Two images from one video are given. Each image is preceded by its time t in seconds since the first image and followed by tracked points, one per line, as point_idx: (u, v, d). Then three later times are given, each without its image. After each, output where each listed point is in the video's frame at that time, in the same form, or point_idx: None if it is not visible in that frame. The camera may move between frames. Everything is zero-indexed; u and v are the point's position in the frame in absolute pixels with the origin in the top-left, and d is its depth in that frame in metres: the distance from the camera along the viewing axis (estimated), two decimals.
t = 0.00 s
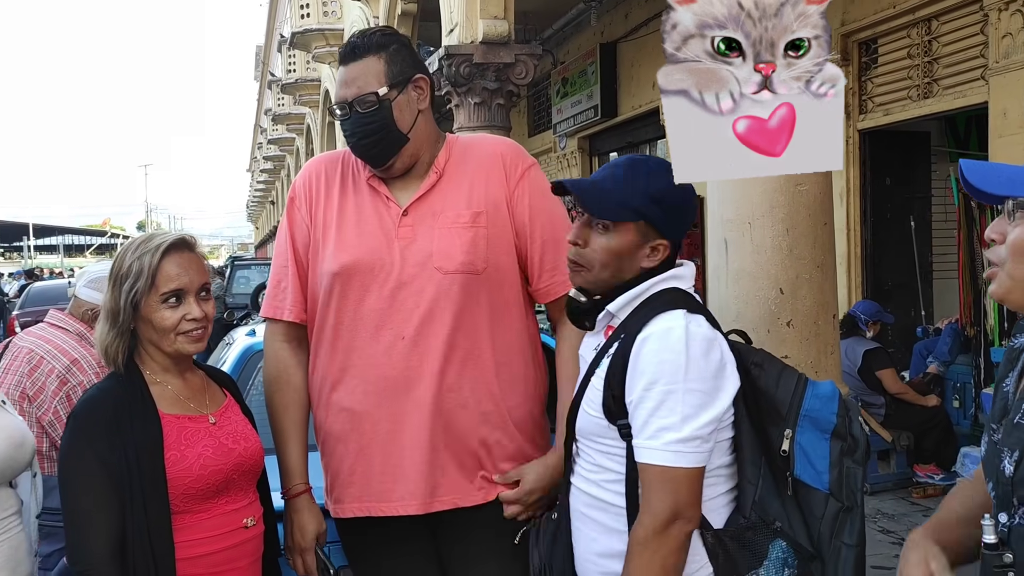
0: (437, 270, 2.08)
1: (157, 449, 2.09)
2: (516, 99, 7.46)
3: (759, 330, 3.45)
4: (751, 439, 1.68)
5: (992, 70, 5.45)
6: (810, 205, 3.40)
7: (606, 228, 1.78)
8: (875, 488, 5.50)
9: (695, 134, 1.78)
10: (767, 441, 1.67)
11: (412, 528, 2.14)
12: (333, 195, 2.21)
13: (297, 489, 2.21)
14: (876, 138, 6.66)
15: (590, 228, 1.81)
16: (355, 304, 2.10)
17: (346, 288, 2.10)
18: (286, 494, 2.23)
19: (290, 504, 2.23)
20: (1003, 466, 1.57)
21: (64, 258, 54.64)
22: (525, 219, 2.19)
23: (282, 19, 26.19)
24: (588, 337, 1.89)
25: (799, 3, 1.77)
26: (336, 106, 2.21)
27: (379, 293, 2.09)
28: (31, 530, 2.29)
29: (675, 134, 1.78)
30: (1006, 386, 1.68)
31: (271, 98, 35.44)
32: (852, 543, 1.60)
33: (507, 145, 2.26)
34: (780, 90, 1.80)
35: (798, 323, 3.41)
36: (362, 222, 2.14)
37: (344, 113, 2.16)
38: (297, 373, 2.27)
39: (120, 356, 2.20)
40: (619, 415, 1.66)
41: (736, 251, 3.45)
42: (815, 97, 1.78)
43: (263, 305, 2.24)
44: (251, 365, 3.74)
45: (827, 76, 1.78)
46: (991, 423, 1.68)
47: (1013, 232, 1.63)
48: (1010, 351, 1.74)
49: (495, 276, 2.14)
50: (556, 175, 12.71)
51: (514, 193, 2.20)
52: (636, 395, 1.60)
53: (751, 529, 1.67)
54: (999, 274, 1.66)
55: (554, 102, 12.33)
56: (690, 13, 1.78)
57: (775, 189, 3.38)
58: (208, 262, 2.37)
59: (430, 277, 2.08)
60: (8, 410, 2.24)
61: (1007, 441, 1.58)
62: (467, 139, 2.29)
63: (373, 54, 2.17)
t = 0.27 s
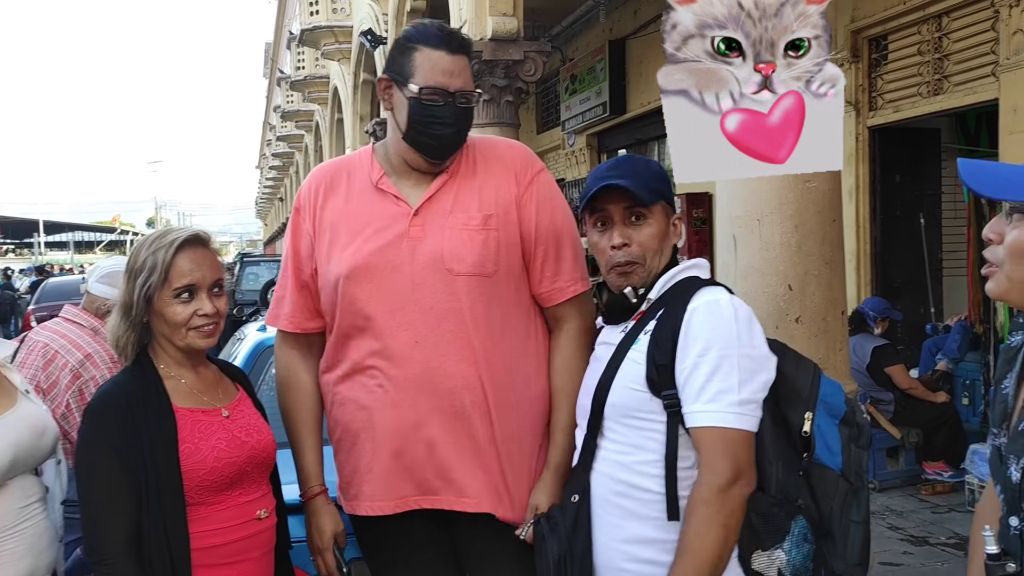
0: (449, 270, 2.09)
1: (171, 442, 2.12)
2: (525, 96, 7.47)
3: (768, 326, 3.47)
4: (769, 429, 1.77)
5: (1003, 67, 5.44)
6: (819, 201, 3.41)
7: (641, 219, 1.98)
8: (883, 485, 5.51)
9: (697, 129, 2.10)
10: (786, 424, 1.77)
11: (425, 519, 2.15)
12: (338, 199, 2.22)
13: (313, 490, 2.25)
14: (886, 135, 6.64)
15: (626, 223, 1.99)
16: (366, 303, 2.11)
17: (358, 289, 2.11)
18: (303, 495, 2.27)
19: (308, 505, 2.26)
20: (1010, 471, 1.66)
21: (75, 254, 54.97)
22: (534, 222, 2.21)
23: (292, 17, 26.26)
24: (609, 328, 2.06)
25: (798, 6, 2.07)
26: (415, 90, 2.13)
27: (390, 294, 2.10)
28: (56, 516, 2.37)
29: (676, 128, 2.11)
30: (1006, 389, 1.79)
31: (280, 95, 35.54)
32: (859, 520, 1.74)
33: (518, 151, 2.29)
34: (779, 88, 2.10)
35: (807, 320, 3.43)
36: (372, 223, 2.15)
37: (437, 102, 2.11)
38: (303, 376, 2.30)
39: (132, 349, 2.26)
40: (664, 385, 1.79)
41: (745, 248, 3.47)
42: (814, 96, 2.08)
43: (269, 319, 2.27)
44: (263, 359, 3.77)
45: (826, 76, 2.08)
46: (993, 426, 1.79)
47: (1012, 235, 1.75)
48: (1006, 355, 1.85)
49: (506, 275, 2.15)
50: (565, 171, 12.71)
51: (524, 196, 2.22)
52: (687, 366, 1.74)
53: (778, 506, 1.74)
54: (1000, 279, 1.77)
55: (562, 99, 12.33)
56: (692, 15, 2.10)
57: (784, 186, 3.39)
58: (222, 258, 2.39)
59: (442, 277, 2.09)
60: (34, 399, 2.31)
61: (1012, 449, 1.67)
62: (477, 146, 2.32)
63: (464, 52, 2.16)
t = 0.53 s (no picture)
0: (464, 267, 2.12)
1: (183, 434, 2.15)
2: (532, 92, 7.49)
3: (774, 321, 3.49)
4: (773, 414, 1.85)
5: (1010, 63, 5.43)
6: (825, 197, 3.43)
7: (635, 222, 2.06)
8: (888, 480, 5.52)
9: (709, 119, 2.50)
10: (790, 408, 1.84)
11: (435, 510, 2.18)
12: (350, 195, 2.24)
13: (315, 485, 2.29)
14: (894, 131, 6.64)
15: (624, 228, 2.05)
16: (381, 298, 2.14)
17: (372, 285, 2.14)
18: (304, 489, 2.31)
19: (309, 499, 2.30)
20: None
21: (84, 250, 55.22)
22: (545, 221, 2.25)
23: (299, 14, 26.31)
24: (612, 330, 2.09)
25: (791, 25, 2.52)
26: (445, 90, 2.16)
27: (405, 289, 2.13)
28: (78, 501, 2.42)
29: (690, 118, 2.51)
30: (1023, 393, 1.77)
31: (287, 91, 35.60)
32: (861, 496, 1.80)
33: (530, 151, 2.33)
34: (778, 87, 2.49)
35: (813, 315, 3.45)
36: (385, 219, 2.17)
37: (467, 104, 2.15)
38: (314, 371, 2.32)
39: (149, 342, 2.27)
40: (687, 366, 1.83)
41: (751, 244, 3.48)
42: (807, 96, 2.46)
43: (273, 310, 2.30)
44: (273, 353, 3.81)
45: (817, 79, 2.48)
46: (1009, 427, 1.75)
47: None
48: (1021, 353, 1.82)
49: (517, 271, 2.18)
50: (572, 168, 12.72)
51: (536, 195, 2.26)
52: (708, 349, 1.80)
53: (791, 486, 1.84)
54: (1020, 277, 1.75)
55: (569, 96, 12.33)
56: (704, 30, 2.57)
57: (790, 182, 3.41)
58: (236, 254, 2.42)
59: (457, 273, 2.12)
60: (59, 387, 2.33)
61: None
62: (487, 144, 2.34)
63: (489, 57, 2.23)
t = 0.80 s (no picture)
0: (464, 266, 2.16)
1: (189, 428, 2.19)
2: (532, 91, 7.52)
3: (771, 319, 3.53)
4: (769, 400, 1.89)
5: (1008, 63, 5.47)
6: (822, 196, 3.47)
7: (621, 224, 2.09)
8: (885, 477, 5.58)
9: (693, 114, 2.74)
10: (784, 394, 1.88)
11: (436, 503, 2.22)
12: (352, 195, 2.28)
13: (319, 479, 2.33)
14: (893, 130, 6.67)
15: (609, 231, 2.08)
16: (383, 297, 2.18)
17: (375, 283, 2.18)
18: (308, 484, 2.35)
19: (312, 494, 2.33)
20: None
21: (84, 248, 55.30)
22: (543, 221, 2.29)
23: (301, 12, 26.33)
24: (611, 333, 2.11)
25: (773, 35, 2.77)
26: (447, 92, 2.21)
27: (407, 288, 2.17)
28: (94, 491, 2.49)
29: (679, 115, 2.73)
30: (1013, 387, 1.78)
31: (288, 89, 35.63)
32: (854, 476, 1.89)
33: (529, 152, 2.37)
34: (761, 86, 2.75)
35: (809, 313, 3.49)
36: (386, 220, 2.21)
37: (467, 105, 2.19)
38: (317, 367, 2.37)
39: (154, 336, 2.37)
40: (684, 360, 1.88)
41: (749, 242, 3.52)
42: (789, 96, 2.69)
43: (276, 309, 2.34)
44: (277, 349, 3.86)
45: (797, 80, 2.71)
46: (1003, 423, 1.77)
47: None
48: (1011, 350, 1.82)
49: (517, 270, 2.22)
50: (572, 166, 12.76)
51: (535, 195, 2.30)
52: (705, 342, 1.85)
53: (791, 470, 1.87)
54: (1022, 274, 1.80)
55: (570, 94, 12.37)
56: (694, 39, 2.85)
57: (787, 181, 3.45)
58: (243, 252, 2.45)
59: (457, 271, 2.16)
60: (79, 381, 2.40)
61: None
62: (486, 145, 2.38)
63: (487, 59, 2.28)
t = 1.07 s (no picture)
0: (451, 264, 2.20)
1: (185, 421, 2.22)
2: (526, 91, 7.55)
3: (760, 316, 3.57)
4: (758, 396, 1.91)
5: (997, 63, 5.52)
6: (810, 195, 3.51)
7: (614, 212, 2.14)
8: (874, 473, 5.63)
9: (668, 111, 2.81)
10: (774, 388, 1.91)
11: (428, 498, 2.25)
12: (342, 193, 2.31)
13: (320, 471, 2.36)
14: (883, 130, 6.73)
15: (601, 218, 2.12)
16: (372, 294, 2.21)
17: (364, 281, 2.21)
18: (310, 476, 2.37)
19: (315, 485, 2.36)
20: (1006, 453, 1.66)
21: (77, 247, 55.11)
22: (530, 218, 2.32)
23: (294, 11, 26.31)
24: (598, 327, 2.15)
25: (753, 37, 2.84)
26: (437, 89, 2.24)
27: (395, 285, 2.20)
28: (87, 490, 2.50)
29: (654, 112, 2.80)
30: (995, 378, 1.83)
31: (282, 88, 35.58)
32: (843, 466, 1.95)
33: (516, 150, 2.40)
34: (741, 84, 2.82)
35: (798, 310, 3.53)
36: (375, 217, 2.24)
37: (456, 101, 2.23)
38: (314, 362, 2.40)
39: (149, 331, 2.42)
40: (673, 363, 1.90)
41: (738, 240, 3.56)
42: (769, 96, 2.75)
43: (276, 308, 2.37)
44: (272, 347, 3.88)
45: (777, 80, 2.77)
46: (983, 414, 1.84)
47: (1018, 231, 1.74)
48: (992, 343, 1.88)
49: (505, 267, 2.26)
50: (565, 166, 12.79)
51: (521, 192, 2.33)
52: (700, 349, 1.86)
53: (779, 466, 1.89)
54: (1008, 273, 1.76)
55: (563, 94, 12.40)
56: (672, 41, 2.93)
57: (775, 180, 3.49)
58: (234, 248, 2.48)
59: (445, 269, 2.20)
60: (70, 379, 2.41)
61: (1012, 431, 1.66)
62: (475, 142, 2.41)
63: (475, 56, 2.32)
